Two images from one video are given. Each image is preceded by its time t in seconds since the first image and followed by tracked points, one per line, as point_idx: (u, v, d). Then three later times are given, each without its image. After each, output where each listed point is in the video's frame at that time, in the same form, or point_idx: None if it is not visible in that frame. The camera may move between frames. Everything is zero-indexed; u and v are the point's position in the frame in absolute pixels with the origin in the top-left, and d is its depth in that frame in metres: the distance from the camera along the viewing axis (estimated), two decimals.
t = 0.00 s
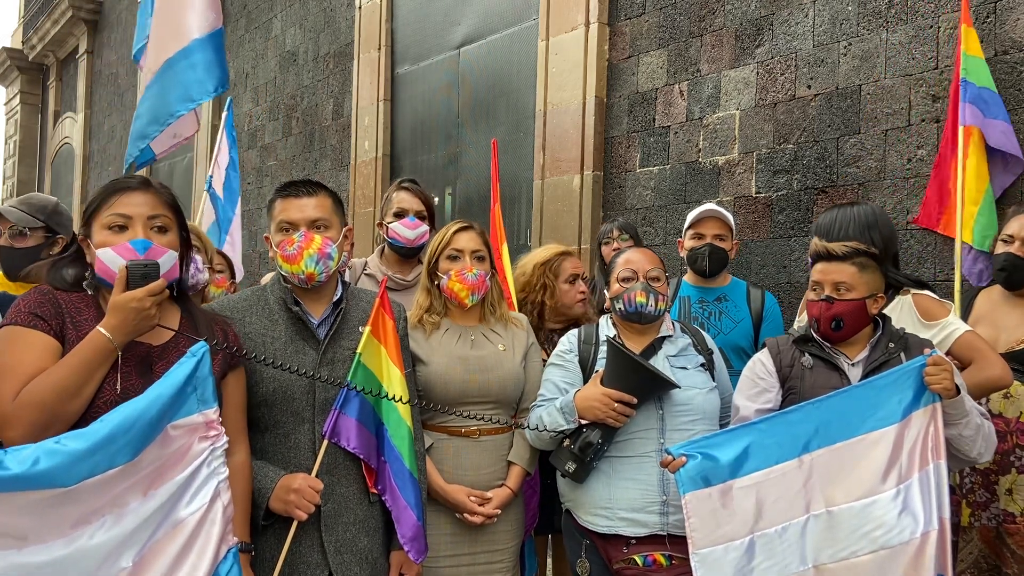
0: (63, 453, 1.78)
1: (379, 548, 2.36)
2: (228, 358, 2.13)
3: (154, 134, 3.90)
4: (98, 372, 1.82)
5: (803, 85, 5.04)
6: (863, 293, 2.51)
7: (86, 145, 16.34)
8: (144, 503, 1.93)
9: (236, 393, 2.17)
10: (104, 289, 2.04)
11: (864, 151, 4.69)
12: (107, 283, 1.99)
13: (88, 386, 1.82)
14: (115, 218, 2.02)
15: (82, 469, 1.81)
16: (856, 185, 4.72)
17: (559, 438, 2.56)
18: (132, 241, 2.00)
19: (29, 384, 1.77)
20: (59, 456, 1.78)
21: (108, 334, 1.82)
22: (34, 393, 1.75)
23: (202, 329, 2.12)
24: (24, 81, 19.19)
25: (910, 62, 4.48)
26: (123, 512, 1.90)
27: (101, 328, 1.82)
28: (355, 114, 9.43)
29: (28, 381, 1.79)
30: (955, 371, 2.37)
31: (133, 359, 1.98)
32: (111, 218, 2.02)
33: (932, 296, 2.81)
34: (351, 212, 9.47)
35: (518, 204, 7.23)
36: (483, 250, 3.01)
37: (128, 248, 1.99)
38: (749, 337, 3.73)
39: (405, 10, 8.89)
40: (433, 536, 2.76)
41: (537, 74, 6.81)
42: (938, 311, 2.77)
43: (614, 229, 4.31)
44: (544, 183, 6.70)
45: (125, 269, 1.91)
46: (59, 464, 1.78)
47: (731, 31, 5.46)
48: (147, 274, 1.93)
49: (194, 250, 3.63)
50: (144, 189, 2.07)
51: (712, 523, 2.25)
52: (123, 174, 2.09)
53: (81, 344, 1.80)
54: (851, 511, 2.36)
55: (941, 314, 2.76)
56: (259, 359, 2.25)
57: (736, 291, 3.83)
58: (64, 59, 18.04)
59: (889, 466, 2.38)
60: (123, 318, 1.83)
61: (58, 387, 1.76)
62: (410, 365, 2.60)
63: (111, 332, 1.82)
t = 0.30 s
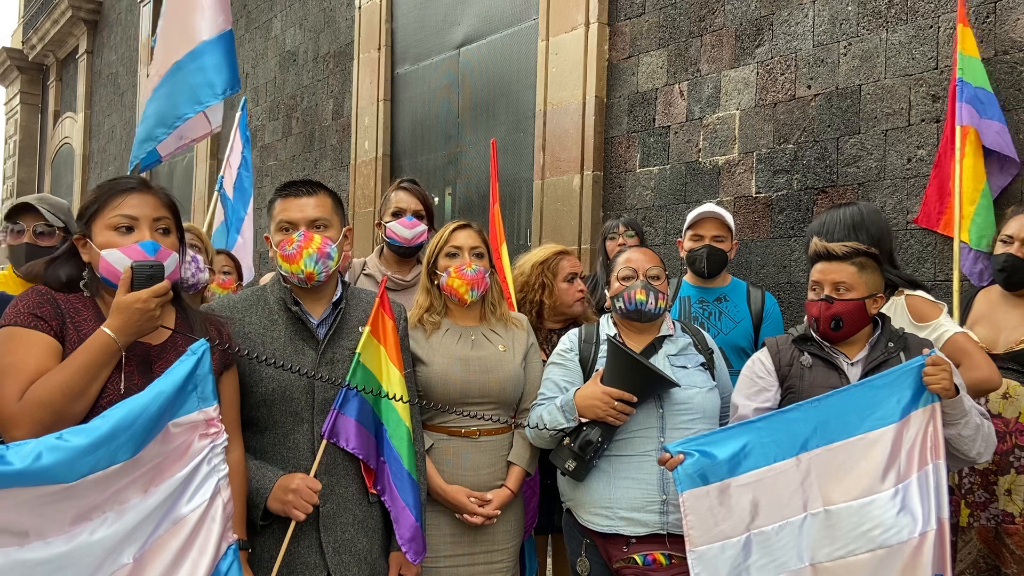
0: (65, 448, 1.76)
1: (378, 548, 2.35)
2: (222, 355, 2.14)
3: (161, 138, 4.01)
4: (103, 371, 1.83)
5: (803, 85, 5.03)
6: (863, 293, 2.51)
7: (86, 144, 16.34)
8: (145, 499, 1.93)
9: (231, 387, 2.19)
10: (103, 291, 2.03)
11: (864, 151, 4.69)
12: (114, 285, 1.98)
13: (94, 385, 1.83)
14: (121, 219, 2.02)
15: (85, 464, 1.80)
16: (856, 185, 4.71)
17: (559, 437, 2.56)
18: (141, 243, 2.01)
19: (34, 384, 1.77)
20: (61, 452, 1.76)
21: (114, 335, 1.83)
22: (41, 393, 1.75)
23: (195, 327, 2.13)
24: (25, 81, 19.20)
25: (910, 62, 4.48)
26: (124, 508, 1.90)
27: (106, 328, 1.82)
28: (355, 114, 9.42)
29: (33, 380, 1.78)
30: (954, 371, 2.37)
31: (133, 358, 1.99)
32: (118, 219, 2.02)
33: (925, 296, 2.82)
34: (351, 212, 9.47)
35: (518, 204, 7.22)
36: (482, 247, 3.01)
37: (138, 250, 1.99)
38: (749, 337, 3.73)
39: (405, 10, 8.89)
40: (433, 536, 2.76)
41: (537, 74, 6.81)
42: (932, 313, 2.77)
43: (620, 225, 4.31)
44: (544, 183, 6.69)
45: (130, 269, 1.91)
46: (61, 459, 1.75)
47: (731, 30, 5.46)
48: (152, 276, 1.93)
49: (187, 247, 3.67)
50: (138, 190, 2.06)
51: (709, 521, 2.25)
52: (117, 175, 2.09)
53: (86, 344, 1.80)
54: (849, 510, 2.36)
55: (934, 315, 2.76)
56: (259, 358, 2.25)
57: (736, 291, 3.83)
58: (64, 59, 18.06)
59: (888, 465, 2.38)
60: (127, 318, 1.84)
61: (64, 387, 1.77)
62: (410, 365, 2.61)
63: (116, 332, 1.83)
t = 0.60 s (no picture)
0: (66, 444, 1.77)
1: (378, 548, 2.35)
2: (216, 353, 2.16)
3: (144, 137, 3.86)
4: (108, 371, 1.83)
5: (803, 85, 5.04)
6: (863, 293, 2.51)
7: (86, 145, 16.34)
8: (144, 496, 1.93)
9: (225, 385, 2.20)
10: (99, 291, 2.03)
11: (864, 151, 4.69)
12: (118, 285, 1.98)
13: (99, 385, 1.83)
14: (122, 220, 2.02)
15: (86, 460, 1.81)
16: (856, 185, 4.72)
17: (559, 437, 2.56)
18: (143, 243, 2.01)
19: (40, 384, 1.78)
20: (63, 447, 1.76)
21: (119, 335, 1.83)
22: (48, 393, 1.76)
23: (190, 327, 2.16)
24: (25, 81, 19.21)
25: (910, 62, 4.48)
26: (124, 505, 1.90)
27: (109, 327, 1.82)
28: (355, 114, 9.43)
29: (37, 380, 1.79)
30: (954, 371, 2.38)
31: (133, 359, 2.00)
32: (119, 219, 2.02)
33: (913, 291, 2.84)
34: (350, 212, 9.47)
35: (518, 204, 7.23)
36: (484, 251, 3.01)
37: (142, 250, 2.00)
38: (749, 338, 3.72)
39: (405, 9, 8.89)
40: (433, 536, 2.76)
41: (537, 74, 6.81)
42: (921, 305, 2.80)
43: (625, 227, 4.31)
44: (544, 183, 6.70)
45: (134, 268, 1.91)
46: (63, 455, 1.76)
47: (731, 30, 5.46)
48: (156, 275, 1.93)
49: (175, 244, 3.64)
50: (134, 191, 2.06)
51: (706, 519, 2.25)
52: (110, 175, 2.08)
53: (90, 344, 1.80)
54: (847, 510, 2.36)
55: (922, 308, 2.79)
56: (260, 359, 2.25)
57: (737, 291, 3.83)
58: (64, 59, 18.07)
59: (887, 465, 2.38)
60: (131, 317, 1.84)
61: (69, 387, 1.78)
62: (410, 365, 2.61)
63: (119, 331, 1.83)
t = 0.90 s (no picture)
0: (68, 440, 1.77)
1: (378, 548, 2.35)
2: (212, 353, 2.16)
3: (162, 136, 3.63)
4: (110, 370, 1.83)
5: (803, 85, 5.03)
6: (863, 293, 2.51)
7: (86, 145, 16.34)
8: (143, 493, 1.93)
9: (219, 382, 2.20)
10: (95, 292, 2.03)
11: (864, 151, 4.69)
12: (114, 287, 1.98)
13: (100, 385, 1.84)
14: (119, 221, 2.02)
15: (87, 456, 1.81)
16: (856, 185, 4.72)
17: (558, 436, 2.55)
18: (141, 246, 2.01)
19: (42, 384, 1.79)
20: (64, 444, 1.77)
21: (121, 335, 1.83)
22: (51, 393, 1.77)
23: (183, 326, 2.17)
24: (25, 81, 19.21)
25: (910, 62, 4.48)
26: (124, 501, 1.90)
27: (110, 327, 1.82)
28: (355, 114, 9.43)
29: (38, 380, 1.80)
30: (955, 372, 2.38)
31: (130, 359, 2.01)
32: (116, 220, 2.02)
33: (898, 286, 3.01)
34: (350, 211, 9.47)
35: (518, 204, 7.23)
36: (485, 252, 3.00)
37: (138, 252, 2.00)
38: (746, 339, 3.71)
39: (405, 9, 8.89)
40: (433, 536, 2.76)
41: (537, 74, 6.81)
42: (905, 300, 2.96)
43: (627, 229, 4.30)
44: (544, 183, 6.70)
45: (134, 268, 1.91)
46: (65, 452, 1.77)
47: (731, 30, 5.46)
48: (156, 275, 1.93)
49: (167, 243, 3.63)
50: (133, 192, 2.06)
51: (706, 520, 2.25)
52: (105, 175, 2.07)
53: (92, 344, 1.80)
54: (848, 510, 2.36)
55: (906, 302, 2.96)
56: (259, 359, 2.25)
57: (736, 291, 3.82)
58: (64, 59, 18.07)
59: (887, 465, 2.38)
60: (132, 317, 1.84)
61: (71, 387, 1.78)
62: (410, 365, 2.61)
63: (121, 331, 1.83)
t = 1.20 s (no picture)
0: (69, 441, 1.77)
1: (378, 548, 2.35)
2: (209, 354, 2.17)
3: (173, 141, 3.49)
4: (110, 370, 1.83)
5: (803, 85, 5.03)
6: (863, 293, 2.51)
7: (86, 145, 16.34)
8: (144, 494, 1.93)
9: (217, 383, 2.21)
10: (90, 291, 2.03)
11: (864, 151, 4.69)
12: (102, 285, 1.97)
13: (100, 386, 1.83)
14: (106, 219, 2.02)
15: (87, 457, 1.81)
16: (856, 185, 4.71)
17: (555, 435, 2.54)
18: (126, 244, 2.00)
19: (42, 384, 1.78)
20: (65, 445, 1.77)
21: (119, 335, 1.82)
22: (50, 394, 1.76)
23: (181, 325, 2.17)
24: (24, 81, 19.21)
25: (910, 62, 4.48)
26: (124, 502, 1.90)
27: (110, 327, 1.82)
28: (355, 114, 9.43)
29: (38, 379, 1.79)
30: (956, 371, 2.38)
31: (131, 360, 2.00)
32: (103, 218, 2.02)
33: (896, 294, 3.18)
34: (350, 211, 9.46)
35: (518, 204, 7.22)
36: (481, 247, 3.00)
37: (124, 250, 1.99)
38: (741, 339, 3.70)
39: (405, 9, 8.89)
40: (432, 536, 2.76)
41: (537, 74, 6.80)
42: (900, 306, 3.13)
43: (625, 229, 4.29)
44: (544, 183, 6.69)
45: (132, 267, 1.91)
46: (65, 452, 1.77)
47: (731, 30, 5.46)
48: (155, 276, 1.93)
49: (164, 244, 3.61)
50: (122, 190, 2.06)
51: (709, 522, 2.25)
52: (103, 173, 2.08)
53: (91, 343, 1.80)
54: (851, 511, 2.35)
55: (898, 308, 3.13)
56: (258, 359, 2.25)
57: (732, 291, 3.81)
58: (64, 59, 18.07)
59: (889, 466, 2.38)
60: (131, 317, 1.84)
61: (72, 387, 1.77)
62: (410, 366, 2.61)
63: (120, 331, 1.83)
